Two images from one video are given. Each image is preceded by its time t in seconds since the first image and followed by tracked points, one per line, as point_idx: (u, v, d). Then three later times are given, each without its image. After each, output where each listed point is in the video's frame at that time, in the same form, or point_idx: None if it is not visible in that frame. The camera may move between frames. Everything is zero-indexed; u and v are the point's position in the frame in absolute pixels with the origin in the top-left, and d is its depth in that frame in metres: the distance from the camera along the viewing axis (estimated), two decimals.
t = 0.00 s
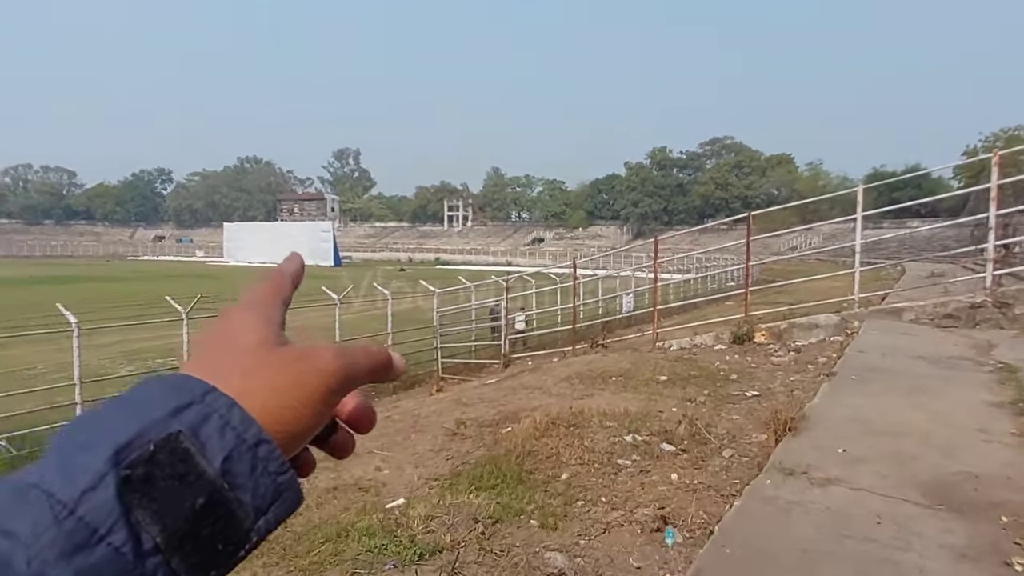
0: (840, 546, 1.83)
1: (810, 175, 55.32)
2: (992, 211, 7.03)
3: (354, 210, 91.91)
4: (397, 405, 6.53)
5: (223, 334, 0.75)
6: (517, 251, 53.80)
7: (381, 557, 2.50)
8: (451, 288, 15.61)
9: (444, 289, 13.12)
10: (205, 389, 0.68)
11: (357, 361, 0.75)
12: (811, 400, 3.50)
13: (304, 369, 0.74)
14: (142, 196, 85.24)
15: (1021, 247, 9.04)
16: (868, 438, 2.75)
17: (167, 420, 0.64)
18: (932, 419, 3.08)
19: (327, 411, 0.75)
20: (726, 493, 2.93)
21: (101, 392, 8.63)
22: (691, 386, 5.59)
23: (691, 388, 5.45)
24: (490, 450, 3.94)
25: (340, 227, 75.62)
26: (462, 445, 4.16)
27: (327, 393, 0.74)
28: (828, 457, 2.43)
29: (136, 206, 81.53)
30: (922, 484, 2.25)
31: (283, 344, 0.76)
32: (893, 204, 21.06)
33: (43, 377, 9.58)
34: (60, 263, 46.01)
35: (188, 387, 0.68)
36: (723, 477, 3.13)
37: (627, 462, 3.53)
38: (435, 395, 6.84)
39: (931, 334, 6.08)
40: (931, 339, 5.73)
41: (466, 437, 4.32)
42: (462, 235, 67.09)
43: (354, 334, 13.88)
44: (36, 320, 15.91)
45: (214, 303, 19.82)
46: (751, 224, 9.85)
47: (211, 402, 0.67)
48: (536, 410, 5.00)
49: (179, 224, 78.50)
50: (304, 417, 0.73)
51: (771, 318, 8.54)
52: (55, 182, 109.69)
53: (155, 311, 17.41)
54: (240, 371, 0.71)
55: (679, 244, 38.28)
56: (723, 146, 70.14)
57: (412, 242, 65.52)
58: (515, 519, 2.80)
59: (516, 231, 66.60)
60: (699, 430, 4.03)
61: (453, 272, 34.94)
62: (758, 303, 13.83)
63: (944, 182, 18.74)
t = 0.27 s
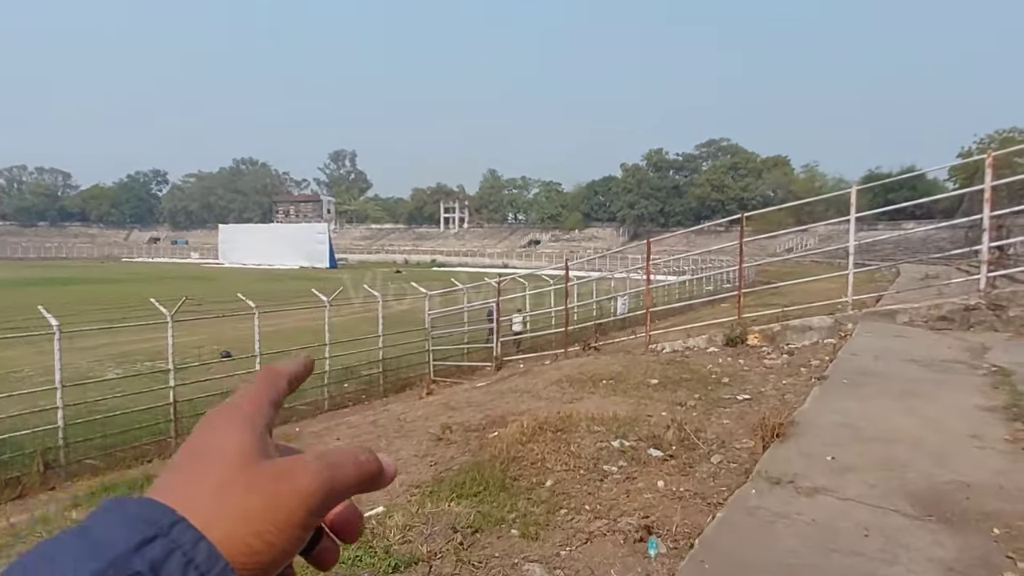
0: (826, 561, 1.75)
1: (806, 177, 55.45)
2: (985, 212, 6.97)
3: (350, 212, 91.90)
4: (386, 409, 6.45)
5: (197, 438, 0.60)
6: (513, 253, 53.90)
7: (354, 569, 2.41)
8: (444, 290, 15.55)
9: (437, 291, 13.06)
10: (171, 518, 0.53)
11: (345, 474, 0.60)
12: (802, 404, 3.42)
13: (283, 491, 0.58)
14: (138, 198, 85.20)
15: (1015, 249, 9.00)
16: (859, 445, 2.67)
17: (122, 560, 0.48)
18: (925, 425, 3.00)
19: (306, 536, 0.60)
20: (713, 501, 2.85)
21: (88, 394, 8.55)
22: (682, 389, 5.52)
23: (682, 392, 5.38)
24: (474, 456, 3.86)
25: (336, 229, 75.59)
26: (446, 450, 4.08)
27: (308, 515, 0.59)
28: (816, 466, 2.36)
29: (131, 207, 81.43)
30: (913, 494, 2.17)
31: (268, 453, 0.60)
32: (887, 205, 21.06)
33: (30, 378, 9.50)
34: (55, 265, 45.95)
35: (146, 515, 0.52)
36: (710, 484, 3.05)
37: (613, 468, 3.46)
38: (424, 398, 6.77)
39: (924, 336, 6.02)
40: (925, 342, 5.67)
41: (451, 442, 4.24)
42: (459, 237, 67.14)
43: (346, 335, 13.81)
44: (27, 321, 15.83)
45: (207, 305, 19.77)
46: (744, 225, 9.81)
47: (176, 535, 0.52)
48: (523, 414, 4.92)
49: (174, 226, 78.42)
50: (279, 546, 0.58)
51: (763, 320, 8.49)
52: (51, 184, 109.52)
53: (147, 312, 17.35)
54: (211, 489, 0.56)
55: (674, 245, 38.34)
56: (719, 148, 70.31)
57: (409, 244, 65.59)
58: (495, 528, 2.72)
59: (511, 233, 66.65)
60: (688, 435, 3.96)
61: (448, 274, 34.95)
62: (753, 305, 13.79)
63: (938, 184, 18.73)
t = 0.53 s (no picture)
0: None
1: (803, 179, 55.45)
2: (981, 215, 6.91)
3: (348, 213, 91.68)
4: (374, 413, 6.37)
5: None
6: (510, 254, 53.82)
7: None
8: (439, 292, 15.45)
9: (430, 294, 12.98)
10: None
11: None
12: (791, 412, 3.35)
13: None
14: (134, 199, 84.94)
15: (1012, 251, 8.92)
16: (846, 455, 2.60)
17: None
18: (915, 434, 2.93)
19: None
20: (697, 512, 2.78)
21: (75, 398, 8.44)
22: (673, 394, 5.44)
23: (673, 397, 5.30)
24: (458, 463, 3.79)
25: (334, 230, 75.38)
26: (430, 457, 4.00)
27: None
28: (800, 479, 2.29)
29: (128, 209, 81.18)
30: (899, 508, 2.10)
31: None
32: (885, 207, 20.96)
33: (18, 382, 9.40)
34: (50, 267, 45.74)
35: None
36: (695, 494, 2.98)
37: (598, 477, 3.38)
38: (414, 403, 6.69)
39: (919, 341, 5.95)
40: (919, 346, 5.60)
41: (436, 448, 4.16)
42: (456, 239, 67.06)
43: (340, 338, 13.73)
44: (17, 324, 15.70)
45: (200, 307, 19.66)
46: (738, 228, 9.74)
47: None
48: (511, 420, 4.85)
49: (171, 228, 78.18)
50: None
51: (759, 324, 8.41)
52: (48, 186, 109.26)
53: (140, 315, 17.24)
54: None
55: (671, 247, 38.29)
56: (717, 149, 70.25)
57: (406, 246, 65.47)
58: (473, 540, 2.65)
59: (509, 235, 66.47)
60: (676, 442, 3.88)
61: (446, 276, 34.80)
62: (749, 307, 13.73)
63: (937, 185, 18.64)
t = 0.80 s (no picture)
0: None
1: (803, 180, 55.40)
2: (979, 216, 6.85)
3: (347, 215, 91.76)
4: (366, 418, 6.30)
5: None
6: (510, 256, 53.76)
7: None
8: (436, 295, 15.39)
9: (427, 296, 12.92)
10: None
11: None
12: (783, 418, 3.29)
13: None
14: (132, 202, 84.90)
15: (1011, 252, 8.84)
16: (838, 464, 2.54)
17: None
18: (909, 441, 2.87)
19: None
20: (685, 522, 2.71)
21: (66, 402, 8.36)
22: (666, 398, 5.38)
23: (667, 401, 5.24)
24: (446, 470, 3.72)
25: (333, 232, 75.31)
26: (418, 463, 3.93)
27: None
28: (789, 489, 2.22)
29: (126, 211, 81.19)
30: (891, 521, 2.04)
31: None
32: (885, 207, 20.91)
33: (8, 387, 9.32)
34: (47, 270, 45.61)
35: None
36: (684, 503, 2.92)
37: (587, 485, 3.31)
38: (407, 407, 6.62)
39: (916, 343, 5.89)
40: (916, 349, 5.54)
41: (424, 454, 4.09)
42: (456, 241, 67.01)
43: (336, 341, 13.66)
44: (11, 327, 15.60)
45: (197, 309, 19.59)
46: (735, 229, 9.67)
47: None
48: (502, 425, 4.78)
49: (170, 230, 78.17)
50: None
51: (756, 326, 8.34)
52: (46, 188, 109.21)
53: (136, 318, 17.15)
54: None
55: (670, 248, 38.23)
56: (716, 150, 70.30)
57: (405, 248, 65.42)
58: (455, 551, 2.58)
59: (509, 237, 66.43)
60: (668, 448, 3.82)
61: (444, 278, 34.74)
62: (747, 309, 13.66)
63: (936, 185, 18.54)
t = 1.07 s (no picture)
0: None
1: (800, 180, 55.42)
2: (974, 215, 6.79)
3: (344, 216, 91.67)
4: (356, 420, 6.23)
5: None
6: (507, 257, 53.69)
7: None
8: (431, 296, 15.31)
9: (421, 297, 12.85)
10: None
11: None
12: (774, 420, 3.22)
13: None
14: (129, 204, 84.71)
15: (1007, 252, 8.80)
16: (829, 468, 2.48)
17: None
18: (903, 444, 2.80)
19: None
20: (674, 528, 2.65)
21: (55, 405, 8.27)
22: (659, 399, 5.32)
23: (659, 402, 5.17)
24: (432, 474, 3.65)
25: (330, 233, 75.21)
26: (404, 467, 3.85)
27: None
28: (778, 495, 2.16)
29: (122, 212, 81.00)
30: (882, 527, 1.97)
31: None
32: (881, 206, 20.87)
33: None
34: (42, 271, 45.44)
35: None
36: (673, 508, 2.85)
37: (575, 489, 3.25)
38: (398, 409, 6.55)
39: (911, 344, 5.82)
40: (912, 350, 5.47)
41: (410, 457, 4.01)
42: (453, 242, 66.93)
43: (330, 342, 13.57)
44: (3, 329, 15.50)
45: (192, 311, 19.50)
46: (730, 229, 9.61)
47: None
48: (491, 427, 4.71)
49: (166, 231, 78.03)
50: None
51: (751, 327, 8.27)
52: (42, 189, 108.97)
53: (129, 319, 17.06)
54: None
55: (667, 248, 38.20)
56: (713, 151, 70.34)
57: (403, 249, 65.33)
58: (437, 559, 2.51)
59: (506, 237, 66.39)
60: (658, 450, 3.76)
61: (441, 279, 34.67)
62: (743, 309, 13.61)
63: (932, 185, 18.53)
